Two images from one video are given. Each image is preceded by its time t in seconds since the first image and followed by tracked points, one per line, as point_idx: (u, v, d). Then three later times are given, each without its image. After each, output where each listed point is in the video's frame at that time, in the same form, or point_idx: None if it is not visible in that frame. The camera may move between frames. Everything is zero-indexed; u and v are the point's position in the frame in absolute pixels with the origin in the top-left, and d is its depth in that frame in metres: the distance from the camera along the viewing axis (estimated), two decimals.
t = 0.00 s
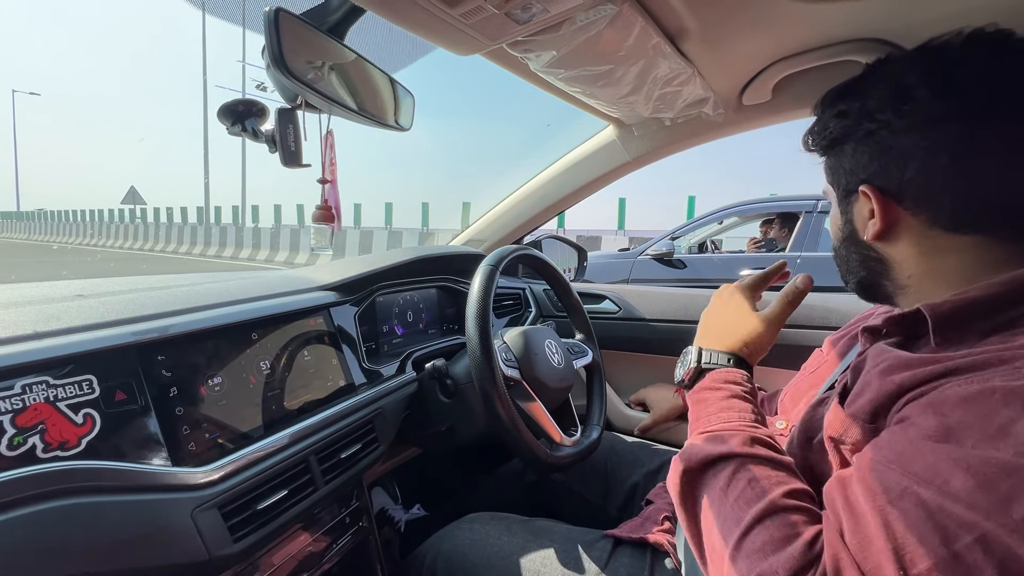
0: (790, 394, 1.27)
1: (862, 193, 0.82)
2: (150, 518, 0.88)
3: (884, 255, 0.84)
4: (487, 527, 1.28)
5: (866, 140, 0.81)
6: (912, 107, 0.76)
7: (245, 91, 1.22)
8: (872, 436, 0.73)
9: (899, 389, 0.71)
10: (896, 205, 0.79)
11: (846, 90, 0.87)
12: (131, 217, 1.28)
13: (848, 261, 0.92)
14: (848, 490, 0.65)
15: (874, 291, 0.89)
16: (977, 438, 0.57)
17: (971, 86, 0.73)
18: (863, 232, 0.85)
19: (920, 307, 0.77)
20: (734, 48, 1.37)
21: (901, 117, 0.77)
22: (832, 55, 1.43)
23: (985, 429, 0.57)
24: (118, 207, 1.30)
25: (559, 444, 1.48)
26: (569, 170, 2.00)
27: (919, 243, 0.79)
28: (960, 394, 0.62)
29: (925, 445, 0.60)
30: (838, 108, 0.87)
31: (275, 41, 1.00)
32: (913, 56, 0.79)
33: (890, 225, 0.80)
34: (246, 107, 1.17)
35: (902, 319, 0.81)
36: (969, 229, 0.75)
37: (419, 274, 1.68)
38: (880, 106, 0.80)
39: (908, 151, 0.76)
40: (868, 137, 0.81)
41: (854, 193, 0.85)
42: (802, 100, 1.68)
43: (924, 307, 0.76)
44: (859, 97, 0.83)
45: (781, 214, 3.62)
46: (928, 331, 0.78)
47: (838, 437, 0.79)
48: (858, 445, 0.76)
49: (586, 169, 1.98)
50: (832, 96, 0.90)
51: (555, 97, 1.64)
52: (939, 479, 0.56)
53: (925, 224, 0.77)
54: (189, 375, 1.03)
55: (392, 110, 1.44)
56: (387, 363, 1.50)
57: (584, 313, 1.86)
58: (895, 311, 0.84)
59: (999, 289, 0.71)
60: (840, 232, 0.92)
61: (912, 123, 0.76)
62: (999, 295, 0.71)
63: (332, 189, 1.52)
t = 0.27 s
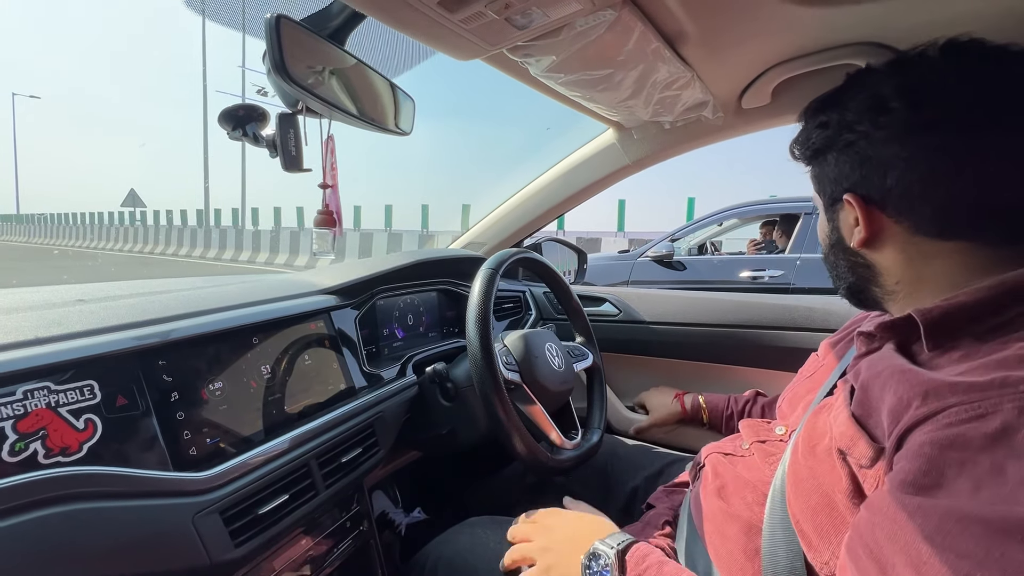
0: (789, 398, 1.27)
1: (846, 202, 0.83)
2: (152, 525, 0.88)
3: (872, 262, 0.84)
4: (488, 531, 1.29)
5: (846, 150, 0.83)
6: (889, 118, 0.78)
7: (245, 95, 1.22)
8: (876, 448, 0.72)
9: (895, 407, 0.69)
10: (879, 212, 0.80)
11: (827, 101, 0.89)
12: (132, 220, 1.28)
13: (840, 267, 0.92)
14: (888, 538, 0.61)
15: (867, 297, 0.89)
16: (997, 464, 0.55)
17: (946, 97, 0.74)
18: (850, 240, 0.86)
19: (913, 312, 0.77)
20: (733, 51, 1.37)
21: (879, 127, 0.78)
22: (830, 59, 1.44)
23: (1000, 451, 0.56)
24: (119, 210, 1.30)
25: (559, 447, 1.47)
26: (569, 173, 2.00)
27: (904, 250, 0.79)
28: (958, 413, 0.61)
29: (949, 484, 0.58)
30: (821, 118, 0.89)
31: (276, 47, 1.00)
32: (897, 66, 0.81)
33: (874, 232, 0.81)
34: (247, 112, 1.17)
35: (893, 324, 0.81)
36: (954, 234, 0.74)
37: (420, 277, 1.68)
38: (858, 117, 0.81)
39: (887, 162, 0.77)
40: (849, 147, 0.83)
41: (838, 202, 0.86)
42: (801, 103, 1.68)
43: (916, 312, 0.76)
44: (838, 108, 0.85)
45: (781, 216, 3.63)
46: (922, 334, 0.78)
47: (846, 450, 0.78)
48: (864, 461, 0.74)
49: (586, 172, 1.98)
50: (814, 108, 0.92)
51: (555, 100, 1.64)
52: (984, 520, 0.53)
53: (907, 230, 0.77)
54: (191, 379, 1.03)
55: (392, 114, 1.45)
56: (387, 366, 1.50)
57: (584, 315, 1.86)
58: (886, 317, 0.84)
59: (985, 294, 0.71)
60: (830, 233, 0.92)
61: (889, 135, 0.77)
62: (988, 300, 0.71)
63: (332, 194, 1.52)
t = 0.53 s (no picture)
0: (784, 402, 1.28)
1: (840, 217, 0.84)
2: (150, 532, 0.89)
3: (866, 274, 0.85)
4: (485, 536, 1.29)
5: (836, 167, 0.83)
6: (877, 137, 0.78)
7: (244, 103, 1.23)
8: (865, 453, 0.73)
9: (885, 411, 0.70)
10: (873, 226, 0.80)
11: (816, 117, 0.89)
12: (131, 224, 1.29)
13: (835, 276, 0.93)
14: (869, 536, 0.63)
15: (861, 305, 0.90)
16: (982, 464, 0.56)
17: (929, 114, 0.75)
18: (844, 253, 0.87)
19: (908, 319, 0.78)
20: (727, 59, 1.39)
21: (868, 146, 0.79)
22: (823, 67, 1.45)
23: (987, 453, 0.57)
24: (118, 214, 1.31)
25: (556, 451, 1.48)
26: (567, 178, 2.01)
27: (899, 263, 0.80)
28: (945, 416, 0.61)
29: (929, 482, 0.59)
30: (810, 133, 0.89)
31: (273, 59, 1.02)
32: (887, 77, 0.82)
33: (868, 247, 0.82)
34: (246, 121, 1.18)
35: (887, 331, 0.81)
36: (948, 248, 0.75)
37: (418, 282, 1.69)
38: (847, 135, 0.82)
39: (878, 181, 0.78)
40: (839, 165, 0.83)
41: (831, 215, 0.87)
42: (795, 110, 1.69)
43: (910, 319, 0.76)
44: (827, 125, 0.86)
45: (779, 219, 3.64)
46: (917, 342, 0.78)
47: (837, 454, 0.78)
48: (854, 465, 0.74)
49: (583, 177, 1.99)
50: (803, 121, 0.92)
51: (551, 107, 1.65)
52: (964, 522, 0.55)
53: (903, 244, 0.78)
54: (189, 387, 1.04)
55: (390, 122, 1.46)
56: (385, 371, 1.51)
57: (582, 320, 1.86)
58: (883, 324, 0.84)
59: (984, 302, 0.72)
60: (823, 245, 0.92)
61: (878, 153, 0.78)
62: (982, 310, 0.72)
63: (329, 203, 1.54)
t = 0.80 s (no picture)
0: (783, 399, 1.27)
1: (858, 206, 0.83)
2: (147, 532, 0.88)
3: (881, 267, 0.84)
4: (484, 537, 1.29)
5: (859, 154, 0.83)
6: (909, 120, 0.78)
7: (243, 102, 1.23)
8: (866, 446, 0.72)
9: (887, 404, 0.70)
10: (894, 217, 0.80)
11: (835, 105, 0.89)
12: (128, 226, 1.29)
13: (841, 271, 0.92)
14: (866, 523, 0.62)
15: (868, 301, 0.90)
16: (984, 454, 0.56)
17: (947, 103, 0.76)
18: (859, 246, 0.86)
19: (913, 313, 0.78)
20: (726, 57, 1.38)
21: (895, 129, 0.79)
22: (822, 65, 1.45)
23: (991, 444, 0.56)
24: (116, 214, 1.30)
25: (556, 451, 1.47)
26: (566, 177, 2.01)
27: (915, 255, 0.79)
28: (949, 407, 0.61)
29: (928, 472, 0.59)
30: (831, 119, 0.89)
31: (271, 56, 1.01)
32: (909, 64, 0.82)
33: (888, 238, 0.81)
34: (243, 120, 1.18)
35: (890, 325, 0.81)
36: (967, 240, 0.76)
37: (417, 282, 1.69)
38: (874, 119, 0.82)
39: (906, 164, 0.78)
40: (861, 151, 0.82)
41: (845, 206, 0.86)
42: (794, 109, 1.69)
43: (916, 313, 0.76)
44: (851, 109, 0.86)
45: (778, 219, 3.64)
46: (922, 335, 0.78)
47: (836, 449, 0.77)
48: (854, 459, 0.74)
49: (582, 176, 1.99)
50: (822, 108, 0.92)
51: (550, 106, 1.65)
52: (962, 510, 0.55)
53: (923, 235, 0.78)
54: (186, 387, 1.03)
55: (388, 121, 1.45)
56: (384, 371, 1.50)
57: (581, 319, 1.86)
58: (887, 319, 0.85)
59: (990, 297, 0.72)
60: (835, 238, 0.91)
61: (908, 136, 0.78)
62: (991, 305, 0.72)
63: (327, 201, 1.53)
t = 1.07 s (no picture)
0: (776, 395, 1.28)
1: (886, 188, 0.83)
2: (141, 532, 0.88)
3: (899, 257, 0.84)
4: (481, 535, 1.29)
5: (893, 133, 0.82)
6: (954, 96, 0.80)
7: (239, 103, 1.23)
8: (864, 444, 0.72)
9: (892, 404, 0.69)
10: (926, 203, 0.80)
11: (857, 87, 0.90)
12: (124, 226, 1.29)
13: (845, 263, 0.91)
14: (899, 547, 0.60)
15: (871, 295, 0.90)
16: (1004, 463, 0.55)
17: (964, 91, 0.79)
18: (880, 233, 0.85)
19: (913, 308, 0.78)
20: (720, 57, 1.39)
21: (935, 108, 0.80)
22: (816, 64, 1.46)
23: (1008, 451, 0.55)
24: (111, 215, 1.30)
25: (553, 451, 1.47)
26: (562, 178, 2.01)
27: (939, 242, 0.80)
28: (961, 414, 0.60)
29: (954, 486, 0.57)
30: (857, 97, 0.89)
31: (265, 56, 1.01)
32: (933, 50, 0.85)
33: (917, 224, 0.81)
34: (239, 119, 1.18)
35: (892, 319, 0.82)
36: (979, 229, 0.78)
37: (414, 282, 1.69)
38: (915, 94, 0.82)
39: (948, 145, 0.78)
40: (893, 131, 0.82)
41: (867, 190, 0.85)
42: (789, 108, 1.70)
43: (916, 309, 0.77)
44: (884, 85, 0.86)
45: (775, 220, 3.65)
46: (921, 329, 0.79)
47: (837, 446, 0.77)
48: (853, 457, 0.73)
49: (579, 176, 1.99)
50: (846, 87, 0.92)
51: (545, 106, 1.65)
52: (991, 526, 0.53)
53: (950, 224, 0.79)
54: (181, 386, 1.03)
55: (385, 121, 1.45)
56: (381, 371, 1.50)
57: (577, 318, 1.86)
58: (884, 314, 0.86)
59: (987, 294, 0.73)
60: (846, 226, 0.90)
61: (949, 112, 0.79)
62: (992, 299, 0.72)
63: (322, 200, 1.53)
